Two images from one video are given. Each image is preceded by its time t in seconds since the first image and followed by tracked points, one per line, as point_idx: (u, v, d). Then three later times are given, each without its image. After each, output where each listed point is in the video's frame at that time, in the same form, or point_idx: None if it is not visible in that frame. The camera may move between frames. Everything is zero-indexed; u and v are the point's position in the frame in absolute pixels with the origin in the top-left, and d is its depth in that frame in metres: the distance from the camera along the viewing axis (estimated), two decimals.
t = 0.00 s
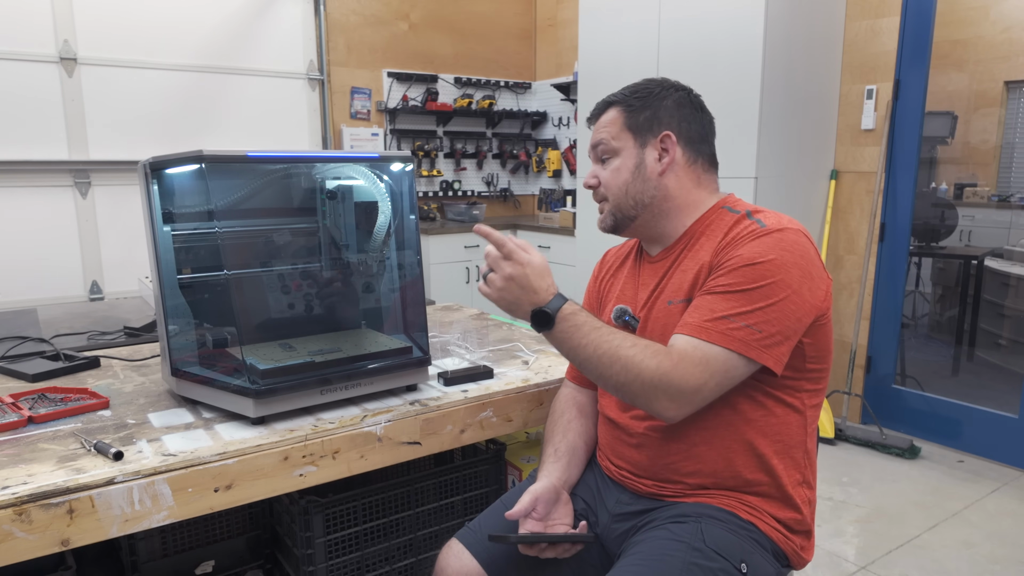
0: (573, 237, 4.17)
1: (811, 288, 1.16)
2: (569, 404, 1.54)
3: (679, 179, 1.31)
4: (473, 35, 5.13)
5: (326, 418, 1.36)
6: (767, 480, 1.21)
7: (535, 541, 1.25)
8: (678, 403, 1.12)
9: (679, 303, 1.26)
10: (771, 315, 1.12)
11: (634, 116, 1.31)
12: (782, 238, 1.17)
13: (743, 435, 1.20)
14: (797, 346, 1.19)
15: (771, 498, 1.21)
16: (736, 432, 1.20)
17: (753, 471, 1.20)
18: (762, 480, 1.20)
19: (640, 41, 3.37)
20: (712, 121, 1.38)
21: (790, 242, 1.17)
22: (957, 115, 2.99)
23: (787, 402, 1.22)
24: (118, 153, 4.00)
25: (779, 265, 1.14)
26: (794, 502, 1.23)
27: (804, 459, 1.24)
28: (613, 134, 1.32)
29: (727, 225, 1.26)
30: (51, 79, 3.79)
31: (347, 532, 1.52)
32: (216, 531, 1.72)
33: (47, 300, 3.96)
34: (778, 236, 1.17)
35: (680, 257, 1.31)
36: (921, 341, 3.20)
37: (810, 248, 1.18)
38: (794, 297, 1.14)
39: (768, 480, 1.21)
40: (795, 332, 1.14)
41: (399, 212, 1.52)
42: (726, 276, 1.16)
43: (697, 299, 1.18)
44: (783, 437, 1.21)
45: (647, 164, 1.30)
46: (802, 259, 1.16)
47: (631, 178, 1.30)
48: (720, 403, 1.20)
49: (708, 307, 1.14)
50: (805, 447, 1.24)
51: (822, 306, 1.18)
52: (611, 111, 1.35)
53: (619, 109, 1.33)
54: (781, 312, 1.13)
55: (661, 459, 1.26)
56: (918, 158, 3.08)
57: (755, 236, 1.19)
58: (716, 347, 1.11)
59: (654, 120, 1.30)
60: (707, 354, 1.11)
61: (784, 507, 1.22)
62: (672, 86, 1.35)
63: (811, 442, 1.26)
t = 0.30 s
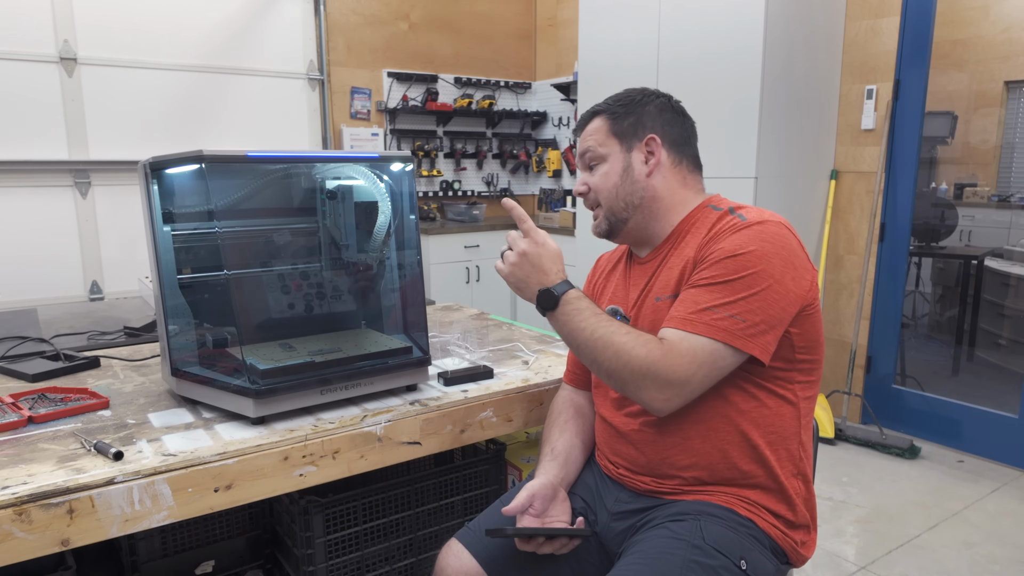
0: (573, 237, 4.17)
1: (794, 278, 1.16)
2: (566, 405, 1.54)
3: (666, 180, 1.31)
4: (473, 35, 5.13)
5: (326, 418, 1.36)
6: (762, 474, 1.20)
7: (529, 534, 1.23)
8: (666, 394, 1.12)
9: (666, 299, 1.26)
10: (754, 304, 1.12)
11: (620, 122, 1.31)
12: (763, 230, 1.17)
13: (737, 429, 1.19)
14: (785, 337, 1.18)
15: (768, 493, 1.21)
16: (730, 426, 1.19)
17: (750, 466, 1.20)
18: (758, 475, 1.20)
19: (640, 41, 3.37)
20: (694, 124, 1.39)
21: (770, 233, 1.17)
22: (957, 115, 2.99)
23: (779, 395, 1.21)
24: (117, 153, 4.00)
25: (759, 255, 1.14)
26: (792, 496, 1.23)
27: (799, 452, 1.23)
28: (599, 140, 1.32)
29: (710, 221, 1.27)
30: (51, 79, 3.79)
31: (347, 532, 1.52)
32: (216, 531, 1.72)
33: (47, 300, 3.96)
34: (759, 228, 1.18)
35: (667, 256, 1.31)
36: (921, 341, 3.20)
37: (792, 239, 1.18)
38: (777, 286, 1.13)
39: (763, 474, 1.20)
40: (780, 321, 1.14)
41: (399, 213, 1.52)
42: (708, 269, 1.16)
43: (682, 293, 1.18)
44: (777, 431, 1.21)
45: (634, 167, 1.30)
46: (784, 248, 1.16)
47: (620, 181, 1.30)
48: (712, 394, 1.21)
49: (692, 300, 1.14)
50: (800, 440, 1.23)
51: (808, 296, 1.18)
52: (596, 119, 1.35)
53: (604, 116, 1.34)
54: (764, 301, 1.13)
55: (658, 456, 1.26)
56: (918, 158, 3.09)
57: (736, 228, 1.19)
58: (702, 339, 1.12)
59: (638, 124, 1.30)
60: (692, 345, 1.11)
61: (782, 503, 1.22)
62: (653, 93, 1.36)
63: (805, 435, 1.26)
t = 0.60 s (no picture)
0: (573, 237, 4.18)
1: (777, 272, 1.15)
2: (562, 406, 1.54)
3: (650, 184, 1.30)
4: (473, 35, 5.13)
5: (326, 418, 1.36)
6: (755, 471, 1.20)
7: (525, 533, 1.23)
8: (652, 392, 1.12)
9: (652, 299, 1.26)
10: (735, 300, 1.12)
11: (601, 128, 1.31)
12: (742, 226, 1.17)
13: (729, 426, 1.19)
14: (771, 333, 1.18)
15: (763, 490, 1.21)
16: (721, 423, 1.19)
17: (743, 464, 1.20)
18: (752, 472, 1.20)
19: (641, 41, 3.37)
20: (676, 126, 1.39)
21: (750, 229, 1.17)
22: (957, 115, 2.99)
23: (770, 392, 1.21)
24: (117, 153, 4.00)
25: (739, 252, 1.14)
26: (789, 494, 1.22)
27: (792, 448, 1.23)
28: (582, 148, 1.32)
29: (693, 221, 1.27)
30: (51, 79, 3.79)
31: (347, 532, 1.52)
32: (216, 531, 1.72)
33: (47, 300, 3.96)
34: (739, 225, 1.17)
35: (653, 256, 1.31)
36: (921, 341, 3.20)
37: (774, 234, 1.18)
38: (758, 282, 1.13)
39: (758, 470, 1.20)
40: (763, 316, 1.13)
41: (399, 213, 1.52)
42: (690, 267, 1.16)
43: (666, 293, 1.19)
44: (769, 427, 1.21)
45: (617, 173, 1.30)
46: (764, 244, 1.16)
47: (604, 187, 1.30)
48: (703, 390, 1.21)
49: (674, 299, 1.15)
50: (793, 435, 1.23)
51: (792, 291, 1.17)
52: (577, 127, 1.35)
53: (585, 124, 1.34)
54: (746, 297, 1.12)
55: (652, 455, 1.26)
56: (918, 158, 3.08)
57: (717, 226, 1.19)
58: (684, 336, 1.12)
59: (618, 130, 1.30)
60: (674, 344, 1.12)
61: (778, 500, 1.22)
62: (634, 98, 1.36)
63: (800, 431, 1.25)
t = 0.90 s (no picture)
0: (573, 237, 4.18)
1: (771, 273, 1.15)
2: (560, 407, 1.54)
3: (643, 187, 1.31)
4: (473, 35, 5.13)
5: (326, 418, 1.36)
6: (753, 472, 1.20)
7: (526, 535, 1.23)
8: (648, 399, 1.12)
9: (648, 304, 1.26)
10: (729, 303, 1.12)
11: (593, 132, 1.31)
12: (735, 229, 1.17)
13: (726, 427, 1.19)
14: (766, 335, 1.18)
15: (762, 491, 1.21)
16: (718, 424, 1.19)
17: (739, 466, 1.20)
18: (750, 472, 1.20)
19: (641, 41, 3.37)
20: (665, 127, 1.38)
21: (743, 232, 1.17)
22: (957, 115, 2.99)
23: (766, 393, 1.21)
24: (118, 153, 4.00)
25: (732, 254, 1.14)
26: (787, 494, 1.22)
27: (788, 447, 1.22)
28: (574, 152, 1.31)
29: (688, 223, 1.26)
30: (51, 79, 3.79)
31: (347, 532, 1.52)
32: (216, 531, 1.72)
33: (46, 300, 3.96)
34: (732, 227, 1.18)
35: (648, 260, 1.31)
36: (921, 341, 3.20)
37: (768, 236, 1.18)
38: (752, 283, 1.13)
39: (756, 471, 1.20)
40: (758, 318, 1.13)
41: (399, 213, 1.52)
42: (683, 272, 1.17)
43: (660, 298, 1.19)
44: (766, 428, 1.21)
45: (611, 177, 1.30)
46: (757, 246, 1.16)
47: (597, 192, 1.30)
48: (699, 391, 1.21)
49: (669, 304, 1.15)
50: (791, 436, 1.23)
51: (787, 293, 1.17)
52: (568, 131, 1.34)
53: (576, 128, 1.33)
54: (740, 299, 1.12)
55: (650, 456, 1.26)
56: (919, 158, 3.08)
57: (710, 229, 1.19)
58: (678, 340, 1.12)
59: (610, 134, 1.30)
60: (668, 349, 1.12)
61: (776, 499, 1.22)
62: (624, 100, 1.35)
63: (798, 432, 1.25)
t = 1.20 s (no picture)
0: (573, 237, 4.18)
1: (775, 276, 1.15)
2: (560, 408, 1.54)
3: (660, 184, 1.31)
4: (473, 35, 5.13)
5: (326, 418, 1.36)
6: (755, 473, 1.20)
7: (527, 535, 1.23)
8: (649, 403, 1.12)
9: (652, 306, 1.26)
10: (734, 306, 1.12)
11: (607, 130, 1.29)
12: (739, 231, 1.17)
13: (728, 429, 1.19)
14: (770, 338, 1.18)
15: (763, 492, 1.21)
16: (719, 425, 1.19)
17: (740, 467, 1.19)
18: (751, 474, 1.20)
19: (641, 41, 3.37)
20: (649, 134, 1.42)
21: (747, 234, 1.17)
22: (957, 115, 2.99)
23: (768, 394, 1.21)
24: (117, 153, 4.00)
25: (737, 257, 1.14)
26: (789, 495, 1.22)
27: (791, 449, 1.22)
28: (593, 151, 1.27)
29: (692, 224, 1.26)
30: (51, 79, 3.79)
31: (347, 532, 1.52)
32: (216, 531, 1.72)
33: (46, 300, 3.96)
34: (736, 229, 1.18)
35: (651, 262, 1.31)
36: (921, 341, 3.21)
37: (772, 237, 1.18)
38: (756, 286, 1.13)
39: (758, 473, 1.20)
40: (763, 321, 1.13)
41: (399, 213, 1.52)
42: (687, 274, 1.17)
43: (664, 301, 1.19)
44: (767, 429, 1.21)
45: (633, 174, 1.28)
46: (762, 248, 1.15)
47: (625, 189, 1.27)
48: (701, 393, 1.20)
49: (672, 307, 1.15)
50: (794, 438, 1.23)
51: (791, 295, 1.17)
52: (576, 132, 1.29)
53: (586, 128, 1.29)
54: (744, 302, 1.12)
55: (652, 457, 1.26)
56: (919, 158, 3.08)
57: (714, 231, 1.19)
58: (682, 344, 1.12)
59: (624, 132, 1.29)
60: (669, 352, 1.12)
61: (778, 501, 1.22)
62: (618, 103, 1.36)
63: (801, 434, 1.25)
